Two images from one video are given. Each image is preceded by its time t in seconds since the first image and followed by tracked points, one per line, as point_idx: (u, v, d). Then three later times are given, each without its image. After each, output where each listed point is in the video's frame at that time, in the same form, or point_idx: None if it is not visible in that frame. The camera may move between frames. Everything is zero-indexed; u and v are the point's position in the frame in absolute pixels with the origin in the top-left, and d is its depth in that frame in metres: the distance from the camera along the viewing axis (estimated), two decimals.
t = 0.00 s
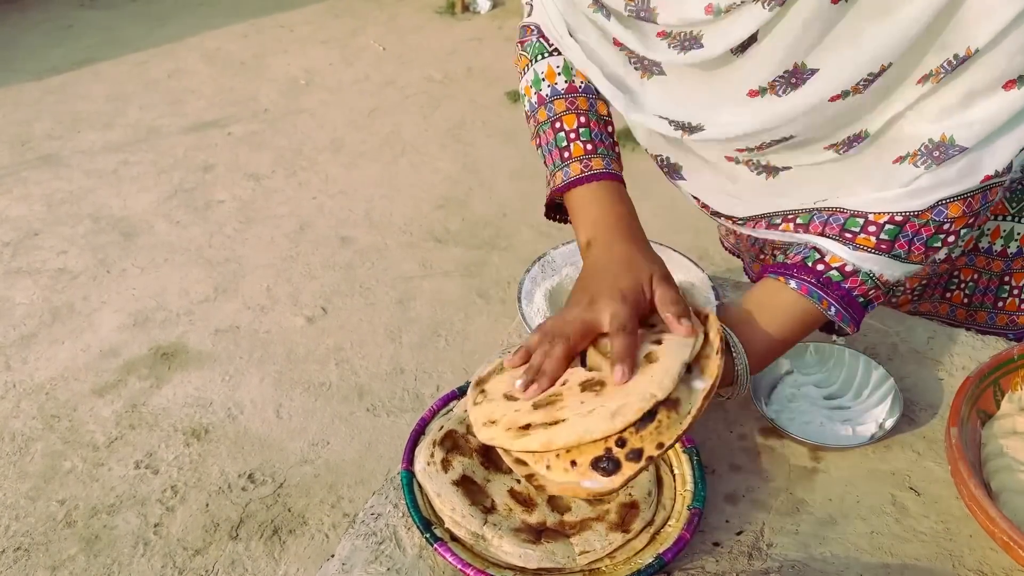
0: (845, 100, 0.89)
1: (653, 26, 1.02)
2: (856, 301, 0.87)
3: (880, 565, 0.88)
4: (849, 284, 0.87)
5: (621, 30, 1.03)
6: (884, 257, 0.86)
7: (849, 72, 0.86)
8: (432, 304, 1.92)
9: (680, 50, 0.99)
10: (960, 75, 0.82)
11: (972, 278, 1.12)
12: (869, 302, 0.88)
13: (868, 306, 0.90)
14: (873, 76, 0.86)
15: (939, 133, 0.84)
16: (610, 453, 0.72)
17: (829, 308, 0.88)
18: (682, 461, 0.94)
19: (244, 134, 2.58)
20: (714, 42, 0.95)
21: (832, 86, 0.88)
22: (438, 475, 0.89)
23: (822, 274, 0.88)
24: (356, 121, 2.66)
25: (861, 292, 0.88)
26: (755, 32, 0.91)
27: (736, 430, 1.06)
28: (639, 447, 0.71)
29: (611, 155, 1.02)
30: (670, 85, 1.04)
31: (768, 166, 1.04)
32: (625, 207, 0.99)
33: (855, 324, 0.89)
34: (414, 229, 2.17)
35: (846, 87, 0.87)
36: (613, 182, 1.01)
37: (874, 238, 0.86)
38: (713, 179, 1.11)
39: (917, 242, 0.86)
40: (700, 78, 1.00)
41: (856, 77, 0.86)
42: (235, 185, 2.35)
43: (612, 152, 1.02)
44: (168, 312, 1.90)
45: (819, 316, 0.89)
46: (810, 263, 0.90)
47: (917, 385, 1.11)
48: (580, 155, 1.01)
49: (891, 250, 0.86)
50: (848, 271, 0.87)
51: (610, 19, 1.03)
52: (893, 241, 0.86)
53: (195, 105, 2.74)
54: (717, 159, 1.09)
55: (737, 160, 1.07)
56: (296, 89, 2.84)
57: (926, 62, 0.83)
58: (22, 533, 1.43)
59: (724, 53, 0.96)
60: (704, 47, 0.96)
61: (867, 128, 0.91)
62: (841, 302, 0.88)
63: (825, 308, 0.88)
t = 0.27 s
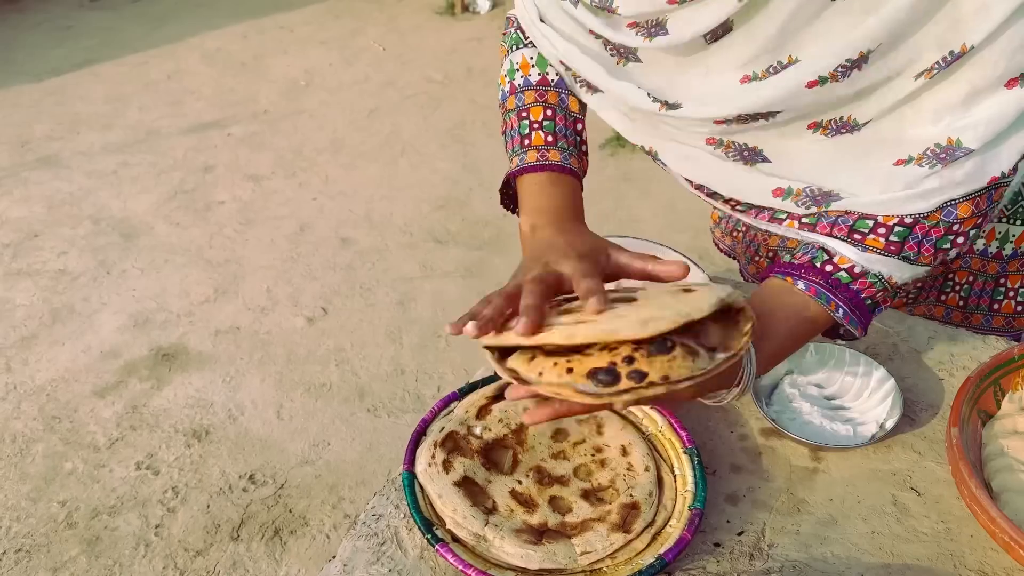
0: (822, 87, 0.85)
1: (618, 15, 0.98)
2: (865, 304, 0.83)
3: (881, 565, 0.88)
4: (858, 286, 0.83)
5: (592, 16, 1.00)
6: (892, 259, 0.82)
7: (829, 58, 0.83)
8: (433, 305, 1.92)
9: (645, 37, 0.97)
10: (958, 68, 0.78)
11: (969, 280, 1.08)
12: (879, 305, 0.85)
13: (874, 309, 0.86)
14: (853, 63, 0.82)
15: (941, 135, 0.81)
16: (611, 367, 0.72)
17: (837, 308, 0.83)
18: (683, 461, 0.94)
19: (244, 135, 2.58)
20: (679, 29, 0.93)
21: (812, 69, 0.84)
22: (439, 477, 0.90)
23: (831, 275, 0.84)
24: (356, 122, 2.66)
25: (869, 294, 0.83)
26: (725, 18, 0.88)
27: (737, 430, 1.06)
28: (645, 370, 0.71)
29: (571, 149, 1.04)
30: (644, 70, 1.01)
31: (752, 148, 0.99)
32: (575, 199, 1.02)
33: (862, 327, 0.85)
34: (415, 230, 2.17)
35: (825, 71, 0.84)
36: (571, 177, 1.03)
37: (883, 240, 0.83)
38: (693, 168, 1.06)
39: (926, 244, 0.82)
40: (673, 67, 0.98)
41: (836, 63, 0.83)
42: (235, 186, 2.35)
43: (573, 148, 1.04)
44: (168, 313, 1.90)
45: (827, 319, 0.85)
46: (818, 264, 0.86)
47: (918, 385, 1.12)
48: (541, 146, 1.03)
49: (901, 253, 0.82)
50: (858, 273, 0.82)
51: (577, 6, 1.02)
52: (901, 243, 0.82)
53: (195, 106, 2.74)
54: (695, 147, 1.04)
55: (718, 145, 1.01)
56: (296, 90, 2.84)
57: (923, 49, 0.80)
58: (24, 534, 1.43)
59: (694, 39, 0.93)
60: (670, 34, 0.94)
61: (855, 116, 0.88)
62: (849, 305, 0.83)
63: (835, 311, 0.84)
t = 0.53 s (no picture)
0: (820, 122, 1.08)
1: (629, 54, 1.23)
2: (807, 287, 1.06)
3: (882, 563, 0.88)
4: (804, 270, 1.06)
5: (608, 56, 1.23)
6: (840, 248, 1.05)
7: (834, 95, 1.05)
8: (433, 305, 1.92)
9: (652, 80, 1.21)
10: (922, 84, 1.00)
11: (966, 281, 1.25)
12: (822, 291, 1.07)
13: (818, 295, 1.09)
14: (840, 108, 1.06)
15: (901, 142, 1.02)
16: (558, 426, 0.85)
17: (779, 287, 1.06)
18: (684, 460, 0.94)
19: (243, 136, 2.58)
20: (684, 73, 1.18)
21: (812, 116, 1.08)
22: (440, 476, 0.90)
23: (777, 258, 1.07)
24: (355, 122, 2.66)
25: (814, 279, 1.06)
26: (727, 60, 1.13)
27: (738, 429, 1.06)
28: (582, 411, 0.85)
29: (573, 180, 1.25)
30: (646, 114, 1.26)
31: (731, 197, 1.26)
32: (583, 231, 1.22)
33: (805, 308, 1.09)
34: (415, 230, 2.17)
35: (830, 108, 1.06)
36: (573, 208, 1.23)
37: (831, 229, 1.05)
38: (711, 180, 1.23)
39: (872, 237, 1.04)
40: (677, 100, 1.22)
41: (842, 98, 1.05)
42: (235, 187, 2.35)
43: (573, 178, 1.25)
44: (168, 314, 1.90)
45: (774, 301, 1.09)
46: (767, 248, 1.09)
47: (919, 383, 1.12)
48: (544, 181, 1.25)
49: (847, 244, 1.04)
50: (802, 258, 1.06)
51: (592, 39, 1.24)
52: (847, 233, 1.04)
53: (195, 107, 2.74)
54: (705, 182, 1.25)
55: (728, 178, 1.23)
56: (296, 90, 2.84)
57: (889, 73, 1.02)
58: (25, 535, 1.43)
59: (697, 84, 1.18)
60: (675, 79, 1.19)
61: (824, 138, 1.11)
62: (793, 287, 1.06)
63: (777, 289, 1.06)
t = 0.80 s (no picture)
0: (825, 118, 0.97)
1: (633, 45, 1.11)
2: (858, 294, 0.96)
3: (882, 560, 0.88)
4: (853, 278, 0.96)
5: (610, 47, 1.12)
6: (886, 250, 0.94)
7: (829, 88, 0.95)
8: (432, 305, 1.92)
9: (659, 67, 1.09)
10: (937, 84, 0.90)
11: (963, 282, 1.23)
12: (867, 295, 0.98)
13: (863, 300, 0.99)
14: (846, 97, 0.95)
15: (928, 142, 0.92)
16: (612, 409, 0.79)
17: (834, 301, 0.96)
18: (684, 458, 0.94)
19: (241, 136, 2.58)
20: (687, 60, 1.05)
21: (814, 105, 0.96)
22: (441, 474, 0.90)
23: (827, 267, 0.97)
24: (354, 123, 2.66)
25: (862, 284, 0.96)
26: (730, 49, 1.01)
27: (738, 427, 1.06)
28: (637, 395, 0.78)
29: (594, 156, 1.13)
30: (652, 106, 1.14)
31: (754, 186, 1.13)
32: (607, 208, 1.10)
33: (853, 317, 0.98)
34: (413, 230, 2.17)
35: (828, 104, 0.96)
36: (597, 183, 1.11)
37: (876, 233, 0.94)
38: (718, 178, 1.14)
39: (915, 236, 0.94)
40: (687, 94, 1.11)
41: (836, 95, 0.95)
42: (233, 188, 2.35)
43: (595, 155, 1.13)
44: (167, 315, 1.90)
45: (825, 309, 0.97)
46: (813, 257, 0.98)
47: (919, 380, 1.12)
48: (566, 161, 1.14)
49: (892, 245, 0.94)
50: (853, 265, 0.95)
51: (593, 32, 1.13)
52: (893, 235, 0.94)
53: (193, 108, 2.74)
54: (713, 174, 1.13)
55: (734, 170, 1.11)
56: (294, 91, 2.84)
57: (903, 75, 0.92)
58: (24, 536, 1.42)
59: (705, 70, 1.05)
60: (679, 65, 1.06)
61: (851, 144, 1.00)
62: (845, 296, 0.96)
63: (830, 301, 0.96)
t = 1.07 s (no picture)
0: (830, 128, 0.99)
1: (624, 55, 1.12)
2: (823, 277, 0.97)
3: (880, 558, 0.89)
4: (820, 259, 0.97)
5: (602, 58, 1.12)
6: (856, 239, 0.95)
7: (838, 103, 0.97)
8: (429, 306, 1.92)
9: (653, 81, 1.11)
10: (925, 91, 0.92)
11: (960, 282, 1.24)
12: (836, 283, 0.98)
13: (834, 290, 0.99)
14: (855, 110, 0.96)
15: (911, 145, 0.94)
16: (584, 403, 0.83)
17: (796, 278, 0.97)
18: (682, 457, 0.94)
19: (238, 138, 2.58)
20: (684, 72, 1.07)
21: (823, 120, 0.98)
22: (440, 474, 0.90)
23: (794, 244, 0.98)
24: (351, 124, 2.66)
25: (831, 272, 0.97)
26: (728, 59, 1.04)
27: (736, 426, 1.06)
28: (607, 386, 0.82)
29: (602, 163, 1.12)
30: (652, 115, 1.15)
31: (743, 188, 1.14)
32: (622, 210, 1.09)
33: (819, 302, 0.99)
34: (411, 232, 2.17)
35: (834, 118, 0.97)
36: (609, 189, 1.10)
37: (846, 220, 0.96)
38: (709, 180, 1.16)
39: (888, 230, 0.95)
40: (682, 105, 1.12)
41: (848, 108, 0.96)
42: (230, 189, 2.35)
43: (603, 162, 1.12)
44: (165, 317, 1.89)
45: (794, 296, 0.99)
46: (784, 235, 1.01)
47: (915, 379, 1.12)
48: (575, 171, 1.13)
49: (862, 233, 0.95)
50: (819, 246, 0.97)
51: (585, 41, 1.13)
52: (865, 224, 0.95)
53: (190, 110, 2.74)
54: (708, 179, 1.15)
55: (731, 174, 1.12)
56: (291, 92, 2.84)
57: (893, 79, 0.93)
58: (22, 539, 1.42)
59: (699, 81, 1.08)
60: (676, 77, 1.08)
61: (836, 144, 1.01)
62: (809, 276, 0.97)
63: (795, 279, 0.97)
